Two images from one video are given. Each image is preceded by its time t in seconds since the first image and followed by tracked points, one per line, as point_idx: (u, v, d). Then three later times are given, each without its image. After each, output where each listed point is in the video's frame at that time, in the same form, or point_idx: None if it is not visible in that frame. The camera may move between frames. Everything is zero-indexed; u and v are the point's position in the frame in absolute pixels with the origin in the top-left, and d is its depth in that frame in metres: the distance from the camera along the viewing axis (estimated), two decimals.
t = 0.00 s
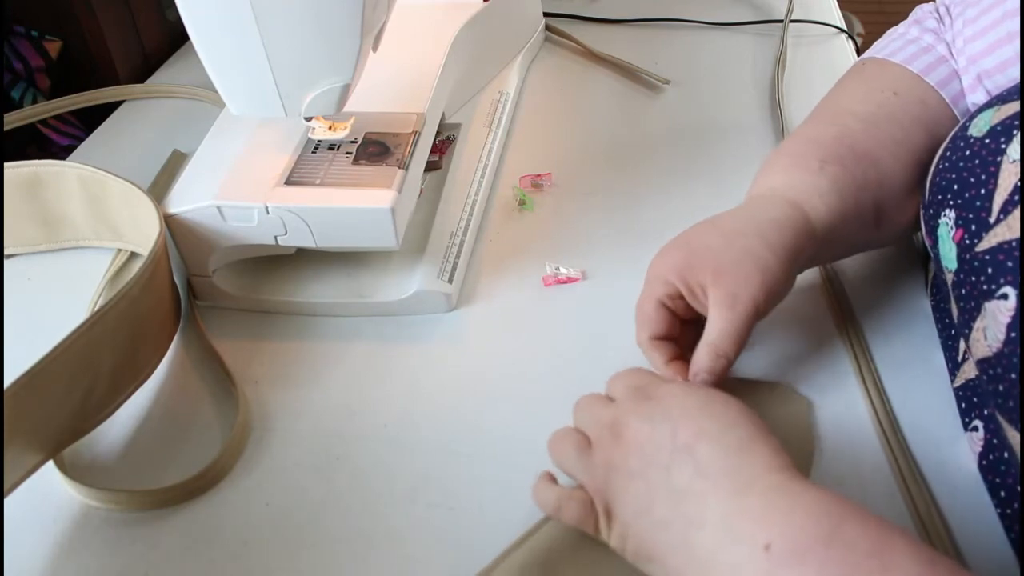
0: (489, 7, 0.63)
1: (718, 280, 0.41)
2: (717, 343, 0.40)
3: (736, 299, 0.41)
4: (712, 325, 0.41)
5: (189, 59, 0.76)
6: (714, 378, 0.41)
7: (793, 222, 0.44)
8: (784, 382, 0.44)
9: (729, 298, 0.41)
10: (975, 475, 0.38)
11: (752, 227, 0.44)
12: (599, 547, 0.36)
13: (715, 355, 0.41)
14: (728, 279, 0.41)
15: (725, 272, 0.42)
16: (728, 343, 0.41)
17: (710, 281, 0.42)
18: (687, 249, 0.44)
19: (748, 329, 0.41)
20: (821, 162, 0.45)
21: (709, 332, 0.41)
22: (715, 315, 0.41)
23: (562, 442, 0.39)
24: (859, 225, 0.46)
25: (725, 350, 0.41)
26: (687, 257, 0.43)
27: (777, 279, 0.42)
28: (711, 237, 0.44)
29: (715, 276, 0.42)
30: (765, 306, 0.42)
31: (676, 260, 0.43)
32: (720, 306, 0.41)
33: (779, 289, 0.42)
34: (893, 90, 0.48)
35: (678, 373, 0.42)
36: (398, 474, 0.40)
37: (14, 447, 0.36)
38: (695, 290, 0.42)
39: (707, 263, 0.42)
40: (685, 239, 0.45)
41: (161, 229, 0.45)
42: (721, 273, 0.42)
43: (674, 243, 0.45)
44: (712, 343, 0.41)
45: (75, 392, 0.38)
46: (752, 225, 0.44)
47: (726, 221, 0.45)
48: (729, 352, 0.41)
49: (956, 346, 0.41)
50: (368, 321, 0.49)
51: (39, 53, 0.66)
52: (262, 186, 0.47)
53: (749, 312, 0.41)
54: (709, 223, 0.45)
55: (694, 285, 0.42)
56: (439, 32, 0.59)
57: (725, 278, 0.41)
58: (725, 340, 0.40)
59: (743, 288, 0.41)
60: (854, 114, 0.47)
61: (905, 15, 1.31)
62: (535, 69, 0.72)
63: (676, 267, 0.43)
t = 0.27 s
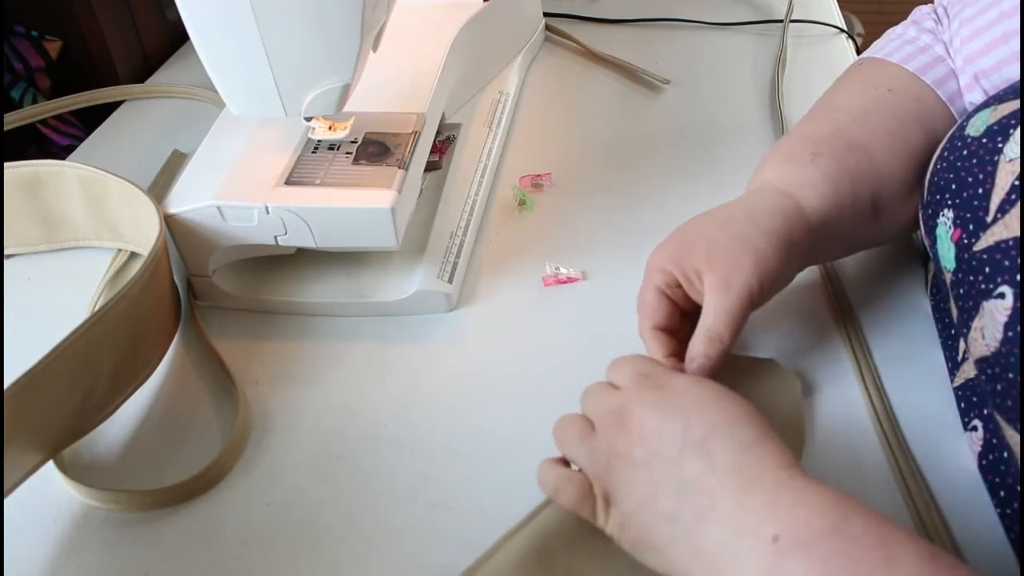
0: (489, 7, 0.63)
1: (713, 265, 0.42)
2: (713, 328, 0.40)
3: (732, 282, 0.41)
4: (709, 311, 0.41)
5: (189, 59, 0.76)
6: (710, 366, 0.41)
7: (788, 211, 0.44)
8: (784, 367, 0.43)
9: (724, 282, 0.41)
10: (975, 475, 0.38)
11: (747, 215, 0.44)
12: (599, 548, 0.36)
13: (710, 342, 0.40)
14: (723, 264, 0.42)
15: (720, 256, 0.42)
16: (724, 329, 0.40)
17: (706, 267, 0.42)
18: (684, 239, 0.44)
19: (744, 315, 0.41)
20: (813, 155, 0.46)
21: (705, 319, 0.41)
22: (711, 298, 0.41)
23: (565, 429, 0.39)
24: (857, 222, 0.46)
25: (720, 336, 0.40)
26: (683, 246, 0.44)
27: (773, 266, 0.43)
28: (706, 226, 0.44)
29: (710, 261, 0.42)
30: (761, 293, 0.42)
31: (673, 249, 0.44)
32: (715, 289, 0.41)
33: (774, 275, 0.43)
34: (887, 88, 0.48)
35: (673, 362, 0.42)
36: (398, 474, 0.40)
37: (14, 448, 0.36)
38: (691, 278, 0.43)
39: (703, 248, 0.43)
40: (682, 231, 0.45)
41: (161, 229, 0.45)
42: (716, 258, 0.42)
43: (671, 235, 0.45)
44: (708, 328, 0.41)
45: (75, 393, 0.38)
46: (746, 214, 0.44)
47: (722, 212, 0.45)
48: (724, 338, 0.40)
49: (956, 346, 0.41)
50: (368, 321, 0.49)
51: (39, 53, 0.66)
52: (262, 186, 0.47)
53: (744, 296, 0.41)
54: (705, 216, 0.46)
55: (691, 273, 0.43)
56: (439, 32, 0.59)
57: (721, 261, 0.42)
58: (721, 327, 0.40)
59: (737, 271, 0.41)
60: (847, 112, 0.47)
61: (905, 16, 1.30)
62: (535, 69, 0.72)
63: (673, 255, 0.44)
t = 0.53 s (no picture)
0: (489, 7, 0.63)
1: (707, 265, 0.42)
2: (703, 326, 0.41)
3: (724, 282, 0.41)
4: (700, 311, 0.41)
5: (189, 59, 0.76)
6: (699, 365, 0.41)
7: (782, 214, 0.44)
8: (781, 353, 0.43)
9: (717, 281, 0.41)
10: (975, 475, 0.38)
11: (743, 216, 0.45)
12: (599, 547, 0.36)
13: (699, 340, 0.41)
14: (716, 264, 0.42)
15: (713, 256, 0.42)
16: (714, 328, 0.41)
17: (700, 266, 0.42)
18: (680, 238, 0.45)
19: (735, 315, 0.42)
20: (809, 160, 0.46)
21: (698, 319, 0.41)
22: (703, 297, 0.41)
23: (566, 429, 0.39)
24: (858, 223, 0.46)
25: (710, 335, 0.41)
26: (679, 245, 0.44)
27: (767, 266, 0.43)
28: (702, 226, 0.45)
29: (702, 260, 0.42)
30: (754, 294, 0.42)
31: (669, 248, 0.44)
32: (707, 289, 0.41)
33: (768, 275, 0.43)
34: (884, 90, 0.48)
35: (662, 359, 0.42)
36: (398, 474, 0.40)
37: (14, 447, 0.36)
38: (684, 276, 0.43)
39: (697, 248, 0.43)
40: (679, 230, 0.46)
41: (161, 229, 0.45)
42: (709, 258, 0.42)
43: (669, 235, 0.46)
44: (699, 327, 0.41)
45: (75, 393, 0.38)
46: (740, 216, 0.44)
47: (719, 213, 0.46)
48: (713, 336, 0.41)
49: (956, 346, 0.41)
50: (368, 321, 0.49)
51: (39, 53, 0.66)
52: (262, 186, 0.47)
53: (736, 295, 0.41)
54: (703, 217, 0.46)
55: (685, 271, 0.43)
56: (439, 32, 0.59)
57: (713, 261, 0.42)
58: (711, 326, 0.41)
59: (729, 271, 0.42)
60: (846, 115, 0.47)
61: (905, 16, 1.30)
62: (535, 69, 0.72)
63: (668, 254, 0.44)
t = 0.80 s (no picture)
0: (489, 7, 0.63)
1: (702, 264, 0.42)
2: (696, 326, 0.41)
3: (718, 281, 0.41)
4: (694, 310, 0.41)
5: (189, 59, 0.76)
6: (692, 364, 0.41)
7: (778, 215, 0.44)
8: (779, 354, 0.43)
9: (711, 280, 0.41)
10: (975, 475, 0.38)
11: (739, 216, 0.45)
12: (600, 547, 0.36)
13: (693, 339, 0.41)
14: (711, 264, 0.42)
15: (706, 256, 0.42)
16: (707, 327, 0.41)
17: (694, 266, 0.42)
18: (677, 238, 0.45)
19: (729, 314, 0.42)
20: (803, 163, 0.46)
21: (692, 318, 0.41)
22: (697, 296, 0.41)
23: (559, 438, 0.39)
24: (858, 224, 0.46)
25: (703, 334, 0.41)
26: (676, 245, 0.44)
27: (762, 265, 0.43)
28: (699, 226, 0.45)
29: (697, 260, 0.43)
30: (748, 293, 0.42)
31: (665, 248, 0.44)
32: (701, 288, 0.41)
33: (764, 274, 0.43)
34: (880, 94, 0.48)
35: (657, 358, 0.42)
36: (398, 474, 0.40)
37: (14, 447, 0.36)
38: (678, 275, 0.43)
39: (692, 247, 0.43)
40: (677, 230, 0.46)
41: (161, 229, 0.45)
42: (704, 257, 0.42)
43: (667, 235, 0.46)
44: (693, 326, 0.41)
45: (75, 393, 0.38)
46: (737, 217, 0.45)
47: (717, 213, 0.46)
48: (707, 336, 0.41)
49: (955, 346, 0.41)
50: (369, 321, 0.49)
51: (39, 53, 0.66)
52: (262, 186, 0.47)
53: (730, 295, 0.41)
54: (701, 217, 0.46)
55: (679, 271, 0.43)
56: (439, 32, 0.59)
57: (708, 261, 0.42)
58: (704, 325, 0.41)
59: (723, 271, 0.42)
60: (841, 121, 0.47)
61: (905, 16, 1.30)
62: (535, 69, 0.72)
63: (665, 254, 0.44)
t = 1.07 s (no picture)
0: (489, 7, 0.63)
1: (704, 266, 0.42)
2: (700, 329, 0.41)
3: (721, 283, 0.41)
4: (698, 312, 0.41)
5: (189, 59, 0.76)
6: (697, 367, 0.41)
7: (779, 218, 0.44)
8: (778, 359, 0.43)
9: (714, 282, 0.41)
10: (975, 474, 0.38)
11: (741, 218, 0.45)
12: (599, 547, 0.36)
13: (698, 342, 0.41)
14: (713, 266, 0.42)
15: (709, 258, 0.42)
16: (711, 330, 0.41)
17: (697, 268, 0.42)
18: (678, 240, 0.45)
19: (733, 316, 0.42)
20: (804, 165, 0.46)
21: (696, 320, 0.41)
22: (700, 299, 0.41)
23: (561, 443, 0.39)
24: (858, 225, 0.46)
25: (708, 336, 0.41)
26: (677, 247, 0.44)
27: (765, 267, 0.43)
28: (700, 228, 0.45)
29: (699, 262, 0.42)
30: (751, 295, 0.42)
31: (666, 250, 0.44)
32: (704, 291, 0.41)
33: (767, 276, 0.43)
34: (880, 96, 0.48)
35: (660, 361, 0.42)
36: (398, 474, 0.40)
37: (14, 447, 0.36)
38: (681, 277, 0.43)
39: (694, 249, 0.43)
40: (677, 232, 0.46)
41: (161, 229, 0.45)
42: (707, 259, 0.42)
43: (667, 236, 0.46)
44: (697, 329, 0.41)
45: (75, 393, 0.38)
46: (738, 218, 0.45)
47: (717, 215, 0.46)
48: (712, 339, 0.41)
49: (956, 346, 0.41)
50: (369, 321, 0.49)
51: (39, 53, 0.66)
52: (262, 186, 0.47)
53: (734, 297, 0.41)
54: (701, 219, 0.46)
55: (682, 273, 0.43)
56: (439, 32, 0.59)
57: (711, 263, 0.42)
58: (709, 328, 0.41)
59: (726, 273, 0.42)
60: (840, 122, 0.47)
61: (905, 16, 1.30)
62: (535, 69, 0.72)
63: (666, 256, 0.44)
